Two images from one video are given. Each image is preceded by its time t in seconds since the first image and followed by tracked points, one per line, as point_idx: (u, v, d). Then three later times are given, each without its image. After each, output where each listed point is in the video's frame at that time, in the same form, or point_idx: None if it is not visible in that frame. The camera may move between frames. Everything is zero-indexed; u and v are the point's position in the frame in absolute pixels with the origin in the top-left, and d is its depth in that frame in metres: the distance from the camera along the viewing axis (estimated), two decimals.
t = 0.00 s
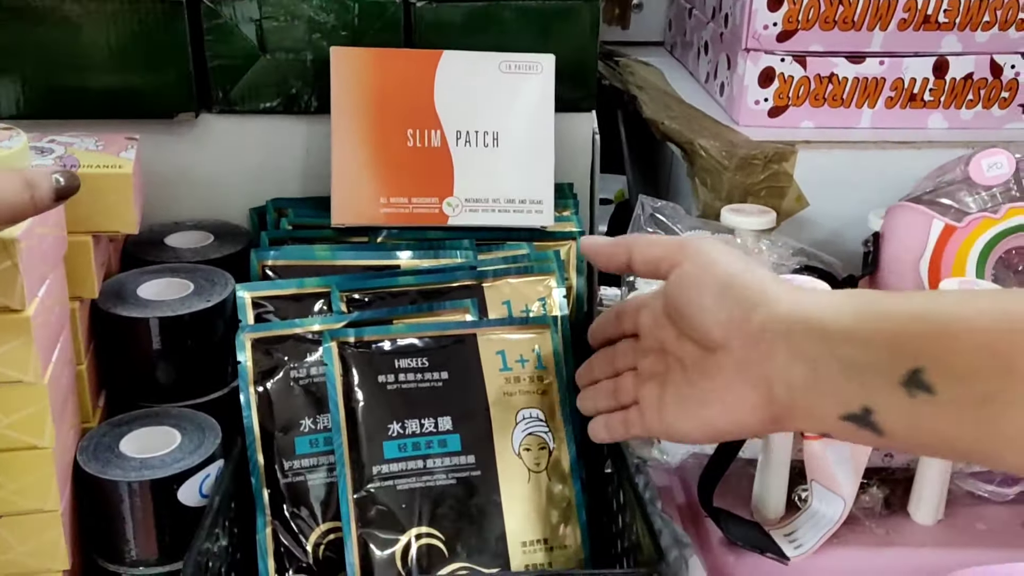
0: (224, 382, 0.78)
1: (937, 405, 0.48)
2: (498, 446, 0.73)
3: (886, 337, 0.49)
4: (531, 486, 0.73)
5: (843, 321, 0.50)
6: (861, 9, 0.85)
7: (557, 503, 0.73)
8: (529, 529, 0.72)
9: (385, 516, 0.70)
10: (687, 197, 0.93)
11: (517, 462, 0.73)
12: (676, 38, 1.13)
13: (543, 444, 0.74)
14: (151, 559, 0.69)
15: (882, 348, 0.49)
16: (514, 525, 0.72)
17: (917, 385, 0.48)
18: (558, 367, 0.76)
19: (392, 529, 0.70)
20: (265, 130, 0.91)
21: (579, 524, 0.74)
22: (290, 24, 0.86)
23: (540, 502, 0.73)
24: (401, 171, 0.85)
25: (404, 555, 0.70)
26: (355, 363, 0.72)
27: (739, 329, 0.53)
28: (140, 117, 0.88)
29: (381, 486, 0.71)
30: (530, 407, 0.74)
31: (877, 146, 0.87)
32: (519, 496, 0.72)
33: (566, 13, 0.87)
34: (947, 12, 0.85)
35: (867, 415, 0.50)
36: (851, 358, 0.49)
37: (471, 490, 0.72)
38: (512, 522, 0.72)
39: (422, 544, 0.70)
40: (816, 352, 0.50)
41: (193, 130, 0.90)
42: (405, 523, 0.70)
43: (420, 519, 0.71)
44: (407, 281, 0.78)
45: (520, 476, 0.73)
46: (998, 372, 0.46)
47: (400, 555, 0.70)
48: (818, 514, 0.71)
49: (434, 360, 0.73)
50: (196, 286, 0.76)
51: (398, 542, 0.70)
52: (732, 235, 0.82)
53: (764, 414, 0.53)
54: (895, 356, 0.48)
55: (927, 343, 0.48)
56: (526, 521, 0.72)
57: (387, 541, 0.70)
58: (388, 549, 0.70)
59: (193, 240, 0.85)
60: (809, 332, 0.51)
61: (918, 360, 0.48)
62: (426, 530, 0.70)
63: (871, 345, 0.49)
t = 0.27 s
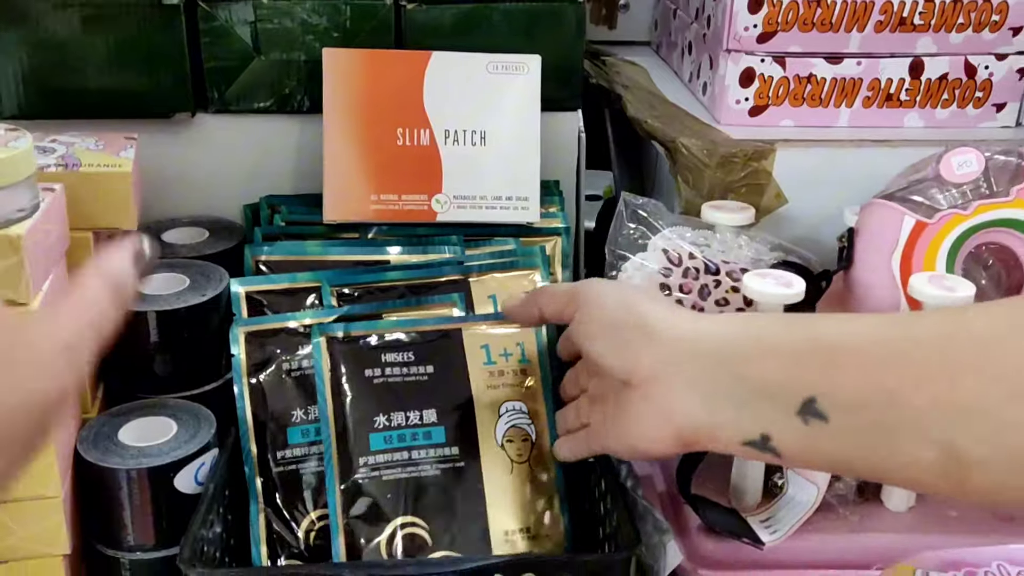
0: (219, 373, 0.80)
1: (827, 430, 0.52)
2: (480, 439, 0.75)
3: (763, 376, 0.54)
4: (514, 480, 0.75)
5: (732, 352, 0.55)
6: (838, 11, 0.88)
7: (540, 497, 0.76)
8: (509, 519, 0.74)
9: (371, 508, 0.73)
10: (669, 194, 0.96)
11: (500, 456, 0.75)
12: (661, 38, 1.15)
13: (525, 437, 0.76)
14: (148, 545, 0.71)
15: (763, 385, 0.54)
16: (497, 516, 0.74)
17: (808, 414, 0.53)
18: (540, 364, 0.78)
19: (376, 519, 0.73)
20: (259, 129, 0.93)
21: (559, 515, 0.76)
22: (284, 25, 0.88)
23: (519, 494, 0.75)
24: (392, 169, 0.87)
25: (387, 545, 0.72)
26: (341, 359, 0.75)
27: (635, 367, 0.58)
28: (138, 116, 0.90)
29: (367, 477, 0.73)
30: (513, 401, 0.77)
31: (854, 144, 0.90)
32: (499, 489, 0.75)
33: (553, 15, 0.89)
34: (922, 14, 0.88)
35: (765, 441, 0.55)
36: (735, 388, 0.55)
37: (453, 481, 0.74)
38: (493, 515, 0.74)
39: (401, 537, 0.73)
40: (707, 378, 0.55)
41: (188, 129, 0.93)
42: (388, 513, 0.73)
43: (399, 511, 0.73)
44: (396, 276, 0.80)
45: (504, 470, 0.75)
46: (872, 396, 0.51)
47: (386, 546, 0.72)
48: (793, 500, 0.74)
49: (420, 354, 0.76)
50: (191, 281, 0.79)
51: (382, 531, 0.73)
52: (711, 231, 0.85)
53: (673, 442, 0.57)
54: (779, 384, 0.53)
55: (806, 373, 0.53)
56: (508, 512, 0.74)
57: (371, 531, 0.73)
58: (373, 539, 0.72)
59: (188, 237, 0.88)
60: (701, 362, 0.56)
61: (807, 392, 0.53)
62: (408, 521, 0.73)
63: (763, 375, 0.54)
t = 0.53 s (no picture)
0: (214, 366, 0.83)
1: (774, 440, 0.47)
2: (416, 455, 0.73)
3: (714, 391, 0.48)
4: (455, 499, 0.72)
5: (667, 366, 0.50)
6: (811, 21, 0.92)
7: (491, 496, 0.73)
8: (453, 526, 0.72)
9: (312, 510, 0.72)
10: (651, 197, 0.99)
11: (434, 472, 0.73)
12: (648, 48, 1.19)
13: (466, 455, 0.73)
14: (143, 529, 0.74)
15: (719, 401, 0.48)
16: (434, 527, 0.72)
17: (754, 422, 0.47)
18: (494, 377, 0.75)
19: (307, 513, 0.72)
20: (254, 133, 0.97)
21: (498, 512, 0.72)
22: (277, 33, 0.92)
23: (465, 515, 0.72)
24: (382, 171, 0.90)
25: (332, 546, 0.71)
26: (285, 370, 0.74)
27: (583, 387, 0.53)
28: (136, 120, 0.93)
29: (296, 493, 0.72)
30: (454, 413, 0.74)
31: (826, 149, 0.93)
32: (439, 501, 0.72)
33: (537, 24, 0.93)
34: (891, 25, 0.92)
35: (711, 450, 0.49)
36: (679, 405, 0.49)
37: (382, 497, 0.72)
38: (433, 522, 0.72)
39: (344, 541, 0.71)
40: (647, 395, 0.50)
41: (185, 132, 0.96)
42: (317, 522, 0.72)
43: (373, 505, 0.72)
44: (385, 273, 0.83)
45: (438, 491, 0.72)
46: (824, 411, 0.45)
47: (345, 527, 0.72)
48: (764, 486, 0.76)
49: (360, 365, 0.74)
50: (187, 277, 0.82)
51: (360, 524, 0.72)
52: (689, 230, 0.88)
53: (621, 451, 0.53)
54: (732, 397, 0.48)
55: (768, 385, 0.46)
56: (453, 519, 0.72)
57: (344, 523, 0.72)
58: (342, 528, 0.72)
59: (184, 236, 0.91)
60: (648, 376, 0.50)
61: (751, 400, 0.47)
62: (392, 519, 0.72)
63: (709, 387, 0.48)
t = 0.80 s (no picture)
0: (203, 364, 0.85)
1: (713, 459, 0.52)
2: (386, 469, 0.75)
3: (644, 414, 0.54)
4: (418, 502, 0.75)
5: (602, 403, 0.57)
6: (780, 37, 0.96)
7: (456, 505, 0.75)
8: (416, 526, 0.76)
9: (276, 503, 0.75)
10: (625, 206, 1.03)
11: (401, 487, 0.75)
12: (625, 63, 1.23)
13: (434, 469, 0.75)
14: (136, 519, 0.76)
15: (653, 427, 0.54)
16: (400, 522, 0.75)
17: (694, 446, 0.53)
18: (467, 390, 0.76)
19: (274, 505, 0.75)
20: (243, 142, 1.00)
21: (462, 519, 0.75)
22: (266, 46, 0.95)
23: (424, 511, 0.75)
24: (366, 179, 0.94)
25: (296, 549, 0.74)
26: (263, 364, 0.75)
27: (544, 424, 0.60)
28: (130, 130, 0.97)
29: (260, 492, 0.75)
30: (427, 432, 0.75)
31: (794, 159, 0.97)
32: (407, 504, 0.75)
33: (518, 39, 0.97)
34: (857, 41, 0.96)
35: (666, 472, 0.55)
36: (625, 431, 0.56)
37: (349, 507, 0.75)
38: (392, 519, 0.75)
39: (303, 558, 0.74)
40: (604, 429, 0.57)
41: (176, 142, 1.00)
42: (283, 517, 0.75)
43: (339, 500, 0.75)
44: (368, 276, 0.86)
45: (399, 499, 0.75)
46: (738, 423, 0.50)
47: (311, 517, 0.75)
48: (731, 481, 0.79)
49: (335, 370, 0.75)
50: (178, 279, 0.85)
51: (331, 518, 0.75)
52: (661, 237, 0.92)
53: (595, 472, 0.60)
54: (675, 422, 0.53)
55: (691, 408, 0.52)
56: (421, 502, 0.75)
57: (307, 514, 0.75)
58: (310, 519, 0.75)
59: (175, 241, 0.94)
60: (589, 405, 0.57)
61: (688, 425, 0.52)
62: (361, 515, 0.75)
63: (650, 410, 0.54)
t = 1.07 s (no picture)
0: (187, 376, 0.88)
1: (734, 390, 0.56)
2: (384, 340, 0.72)
3: (671, 349, 0.57)
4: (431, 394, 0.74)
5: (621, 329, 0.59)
6: (744, 60, 0.99)
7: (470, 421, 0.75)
8: (426, 432, 0.74)
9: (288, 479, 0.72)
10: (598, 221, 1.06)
11: (406, 371, 0.73)
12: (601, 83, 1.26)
13: (434, 347, 0.73)
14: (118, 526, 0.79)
15: (678, 361, 0.57)
16: (406, 429, 0.74)
17: (715, 377, 0.56)
18: (449, 261, 0.74)
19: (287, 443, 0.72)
20: (227, 160, 1.04)
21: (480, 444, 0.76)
22: (250, 68, 0.99)
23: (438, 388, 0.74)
24: (345, 196, 0.97)
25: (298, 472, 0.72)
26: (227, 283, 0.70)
27: (557, 359, 0.63)
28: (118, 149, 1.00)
29: (270, 402, 0.71)
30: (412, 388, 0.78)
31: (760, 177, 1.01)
32: (415, 407, 0.74)
33: (493, 61, 1.00)
34: (818, 64, 1.00)
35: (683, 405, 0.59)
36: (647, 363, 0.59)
37: (360, 398, 0.73)
38: (403, 454, 0.74)
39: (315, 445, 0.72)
40: (620, 356, 0.60)
41: (163, 160, 1.03)
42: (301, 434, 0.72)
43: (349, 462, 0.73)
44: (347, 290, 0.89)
45: (409, 384, 0.73)
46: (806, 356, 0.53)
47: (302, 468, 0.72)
48: (696, 489, 0.84)
49: (316, 271, 0.71)
50: (162, 293, 0.88)
51: (323, 483, 0.72)
52: (630, 251, 0.95)
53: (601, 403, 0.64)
54: (691, 351, 0.56)
55: (711, 344, 0.56)
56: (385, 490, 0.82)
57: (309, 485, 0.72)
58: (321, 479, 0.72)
59: (160, 256, 0.97)
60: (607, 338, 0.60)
61: (710, 356, 0.56)
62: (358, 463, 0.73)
63: (669, 344, 0.57)
